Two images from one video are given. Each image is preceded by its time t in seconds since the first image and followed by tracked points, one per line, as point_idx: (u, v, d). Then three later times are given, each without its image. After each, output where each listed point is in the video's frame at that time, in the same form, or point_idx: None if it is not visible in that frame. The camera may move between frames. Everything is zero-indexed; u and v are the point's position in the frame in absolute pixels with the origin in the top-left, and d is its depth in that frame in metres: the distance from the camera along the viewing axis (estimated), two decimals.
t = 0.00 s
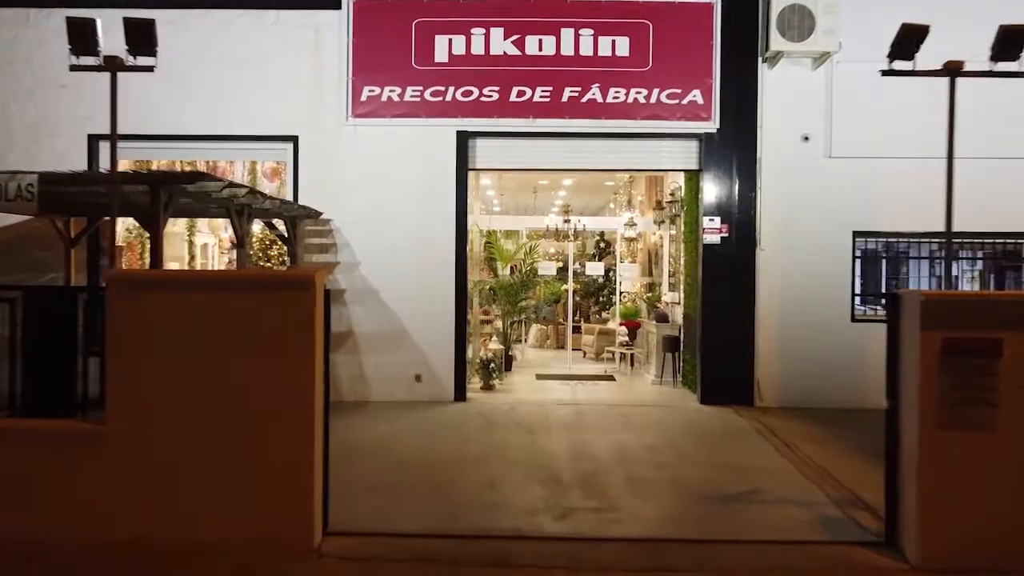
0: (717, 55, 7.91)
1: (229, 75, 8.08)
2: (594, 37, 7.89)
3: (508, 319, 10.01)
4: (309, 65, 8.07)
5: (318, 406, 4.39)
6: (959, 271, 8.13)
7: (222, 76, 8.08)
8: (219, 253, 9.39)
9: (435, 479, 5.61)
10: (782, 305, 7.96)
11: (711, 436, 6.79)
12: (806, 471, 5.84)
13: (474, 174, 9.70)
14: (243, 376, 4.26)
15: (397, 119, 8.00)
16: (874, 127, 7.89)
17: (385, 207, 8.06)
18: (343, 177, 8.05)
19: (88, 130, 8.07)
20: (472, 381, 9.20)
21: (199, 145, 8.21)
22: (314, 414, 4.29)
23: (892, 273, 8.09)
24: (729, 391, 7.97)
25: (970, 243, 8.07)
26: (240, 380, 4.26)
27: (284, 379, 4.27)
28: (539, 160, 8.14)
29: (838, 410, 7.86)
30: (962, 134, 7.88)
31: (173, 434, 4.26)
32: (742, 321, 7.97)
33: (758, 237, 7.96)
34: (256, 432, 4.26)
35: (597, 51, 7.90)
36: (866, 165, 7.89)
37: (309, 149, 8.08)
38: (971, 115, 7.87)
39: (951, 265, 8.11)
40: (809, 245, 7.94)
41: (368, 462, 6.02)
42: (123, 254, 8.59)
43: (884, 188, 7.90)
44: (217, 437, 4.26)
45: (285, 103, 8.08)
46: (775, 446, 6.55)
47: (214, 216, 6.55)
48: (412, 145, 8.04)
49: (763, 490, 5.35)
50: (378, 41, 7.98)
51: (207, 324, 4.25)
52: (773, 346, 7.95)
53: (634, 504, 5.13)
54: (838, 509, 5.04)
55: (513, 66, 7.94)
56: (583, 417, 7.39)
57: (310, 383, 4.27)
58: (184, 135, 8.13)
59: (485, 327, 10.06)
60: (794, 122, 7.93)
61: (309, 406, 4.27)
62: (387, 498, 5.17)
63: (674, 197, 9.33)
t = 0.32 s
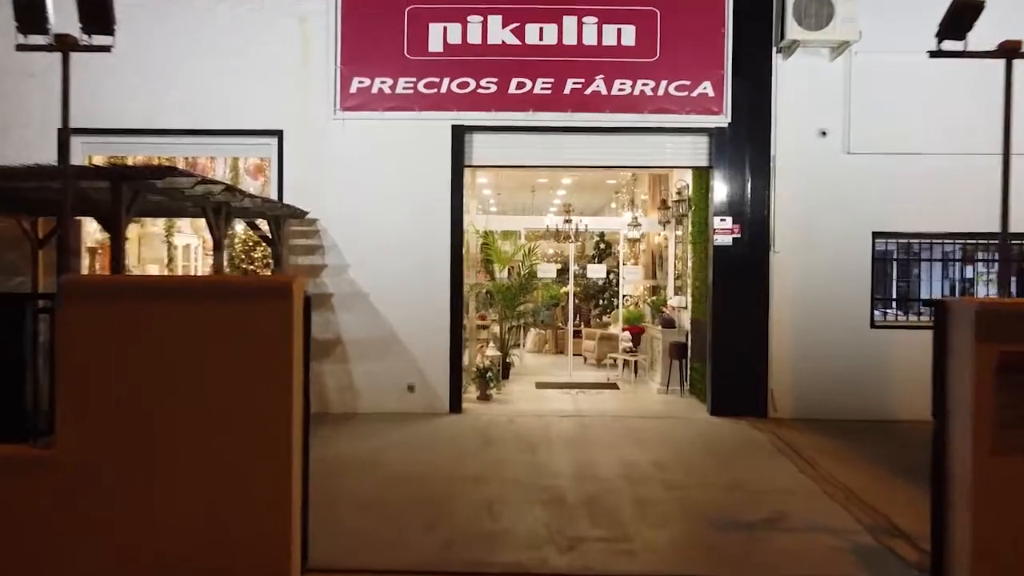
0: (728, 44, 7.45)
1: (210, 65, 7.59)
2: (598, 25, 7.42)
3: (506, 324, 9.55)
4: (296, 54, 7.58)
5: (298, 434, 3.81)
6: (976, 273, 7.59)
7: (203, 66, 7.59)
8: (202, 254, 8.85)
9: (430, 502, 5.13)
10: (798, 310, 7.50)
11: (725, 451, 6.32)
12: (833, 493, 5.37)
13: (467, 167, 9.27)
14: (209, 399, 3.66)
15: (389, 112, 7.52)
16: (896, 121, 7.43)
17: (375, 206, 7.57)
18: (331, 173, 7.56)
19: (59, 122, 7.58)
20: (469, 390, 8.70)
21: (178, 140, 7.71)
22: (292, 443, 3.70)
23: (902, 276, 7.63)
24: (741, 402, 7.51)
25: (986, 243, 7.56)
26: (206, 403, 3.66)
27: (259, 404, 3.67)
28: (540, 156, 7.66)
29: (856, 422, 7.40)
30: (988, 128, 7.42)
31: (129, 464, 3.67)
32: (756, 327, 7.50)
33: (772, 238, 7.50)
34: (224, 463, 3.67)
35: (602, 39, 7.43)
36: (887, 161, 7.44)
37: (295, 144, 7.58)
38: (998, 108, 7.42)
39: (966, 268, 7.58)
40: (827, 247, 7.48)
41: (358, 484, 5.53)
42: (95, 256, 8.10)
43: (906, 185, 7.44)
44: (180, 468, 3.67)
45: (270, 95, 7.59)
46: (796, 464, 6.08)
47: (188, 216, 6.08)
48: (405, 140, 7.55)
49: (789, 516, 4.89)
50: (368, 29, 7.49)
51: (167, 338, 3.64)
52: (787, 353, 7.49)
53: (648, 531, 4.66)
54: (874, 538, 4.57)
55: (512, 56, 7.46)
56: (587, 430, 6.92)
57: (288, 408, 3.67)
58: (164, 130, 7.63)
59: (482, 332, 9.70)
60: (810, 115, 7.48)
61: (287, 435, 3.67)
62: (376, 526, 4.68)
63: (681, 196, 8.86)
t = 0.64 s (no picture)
0: (737, 29, 6.99)
1: (183, 50, 7.07)
2: (598, 9, 6.95)
3: (499, 327, 9.08)
4: (274, 39, 7.07)
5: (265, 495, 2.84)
6: (986, 274, 7.15)
7: (173, 52, 7.07)
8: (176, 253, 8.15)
9: (417, 529, 4.63)
10: (811, 314, 7.04)
11: (737, 467, 5.85)
12: (859, 516, 4.90)
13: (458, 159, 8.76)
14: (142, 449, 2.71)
15: (374, 101, 7.02)
16: (915, 112, 6.99)
17: (359, 202, 7.07)
18: (312, 167, 7.05)
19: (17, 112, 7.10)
20: (460, 398, 8.19)
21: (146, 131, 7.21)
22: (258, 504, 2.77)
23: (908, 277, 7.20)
24: (751, 411, 7.05)
25: (999, 241, 7.13)
26: (142, 453, 2.70)
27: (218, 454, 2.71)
28: (536, 149, 7.17)
29: (872, 432, 6.94)
30: (1011, 119, 6.99)
31: (33, 535, 2.71)
32: (766, 331, 7.05)
33: (784, 237, 7.04)
34: (164, 536, 2.72)
35: (602, 25, 6.95)
36: (905, 154, 6.99)
37: (273, 136, 7.07)
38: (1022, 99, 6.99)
39: (978, 267, 7.15)
40: (842, 246, 7.03)
41: (339, 505, 5.02)
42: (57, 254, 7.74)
43: (925, 181, 6.99)
44: (104, 541, 2.71)
45: (247, 83, 7.08)
46: (814, 482, 5.61)
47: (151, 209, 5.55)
48: (392, 132, 7.05)
49: (814, 544, 4.41)
50: (353, 12, 7.00)
51: (87, 366, 2.68)
52: (799, 359, 7.03)
53: (660, 562, 4.18)
54: (911, 570, 4.11)
55: (506, 42, 6.98)
56: (587, 444, 6.44)
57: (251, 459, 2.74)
58: (132, 121, 7.10)
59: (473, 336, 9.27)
60: (823, 106, 7.03)
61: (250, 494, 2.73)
62: (357, 559, 4.18)
63: (684, 192, 8.40)
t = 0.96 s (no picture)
0: (744, 14, 6.58)
1: (153, 34, 6.61)
2: None
3: (490, 330, 8.66)
4: (251, 23, 6.62)
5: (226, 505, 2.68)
6: (995, 273, 6.81)
7: (143, 36, 6.60)
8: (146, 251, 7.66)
9: (401, 554, 4.19)
10: (822, 317, 6.64)
11: (748, 483, 5.44)
12: (884, 538, 4.50)
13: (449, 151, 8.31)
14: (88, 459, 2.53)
15: (358, 90, 6.58)
16: (931, 103, 6.60)
17: (342, 198, 6.62)
18: (292, 160, 6.60)
19: None
20: (450, 406, 7.75)
21: (114, 121, 6.73)
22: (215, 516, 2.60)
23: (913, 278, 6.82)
24: (758, 420, 6.66)
25: (1010, 240, 6.77)
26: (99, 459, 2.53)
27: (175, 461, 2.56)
28: (531, 142, 6.75)
29: (885, 442, 6.56)
30: None
31: None
32: (775, 335, 6.65)
33: (792, 235, 6.64)
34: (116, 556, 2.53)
35: (601, 9, 6.53)
36: (921, 148, 6.61)
37: (249, 127, 6.61)
38: None
39: (986, 267, 6.81)
40: (856, 245, 6.63)
41: (316, 528, 4.59)
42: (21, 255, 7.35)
43: (942, 176, 6.60)
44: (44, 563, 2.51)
45: (222, 70, 6.62)
46: (831, 498, 5.20)
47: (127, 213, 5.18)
48: (377, 124, 6.61)
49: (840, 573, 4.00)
50: None
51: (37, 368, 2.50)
52: (809, 365, 6.64)
53: None
54: None
55: (499, 27, 6.54)
56: (586, 456, 6.01)
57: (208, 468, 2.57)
58: (99, 109, 6.62)
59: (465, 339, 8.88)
60: (835, 97, 6.64)
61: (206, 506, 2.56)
62: None
63: (686, 188, 7.98)
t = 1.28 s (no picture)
0: None
1: (114, 13, 6.11)
2: None
3: (479, 333, 8.25)
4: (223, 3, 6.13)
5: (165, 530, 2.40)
6: (1005, 274, 6.37)
7: (104, 16, 6.10)
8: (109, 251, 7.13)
9: None
10: (835, 319, 6.23)
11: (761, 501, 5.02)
12: (915, 564, 4.09)
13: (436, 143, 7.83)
14: None
15: (338, 76, 6.11)
16: (951, 92, 6.18)
17: (321, 192, 6.15)
18: (266, 151, 6.12)
19: None
20: (437, 414, 7.28)
21: (73, 109, 6.22)
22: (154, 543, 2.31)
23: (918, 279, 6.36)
24: (767, 430, 6.24)
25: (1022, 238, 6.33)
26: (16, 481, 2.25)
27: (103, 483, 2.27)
28: (524, 134, 6.31)
29: (902, 453, 6.16)
30: None
31: None
32: (786, 339, 6.23)
33: (804, 232, 6.22)
34: None
35: None
36: (940, 139, 6.20)
37: (221, 115, 6.12)
38: None
39: (995, 267, 6.37)
40: (871, 243, 6.22)
41: (288, 555, 4.13)
42: None
43: (963, 169, 6.19)
44: None
45: (190, 53, 6.12)
46: (856, 521, 4.79)
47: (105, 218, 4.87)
48: (359, 113, 6.15)
49: None
50: None
51: None
52: (821, 371, 6.23)
53: None
54: None
55: (490, 8, 6.08)
56: (584, 471, 5.58)
57: (144, 493, 2.28)
58: (57, 97, 6.12)
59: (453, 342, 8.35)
60: (848, 86, 6.22)
61: (142, 533, 2.28)
62: None
63: (687, 183, 7.57)
